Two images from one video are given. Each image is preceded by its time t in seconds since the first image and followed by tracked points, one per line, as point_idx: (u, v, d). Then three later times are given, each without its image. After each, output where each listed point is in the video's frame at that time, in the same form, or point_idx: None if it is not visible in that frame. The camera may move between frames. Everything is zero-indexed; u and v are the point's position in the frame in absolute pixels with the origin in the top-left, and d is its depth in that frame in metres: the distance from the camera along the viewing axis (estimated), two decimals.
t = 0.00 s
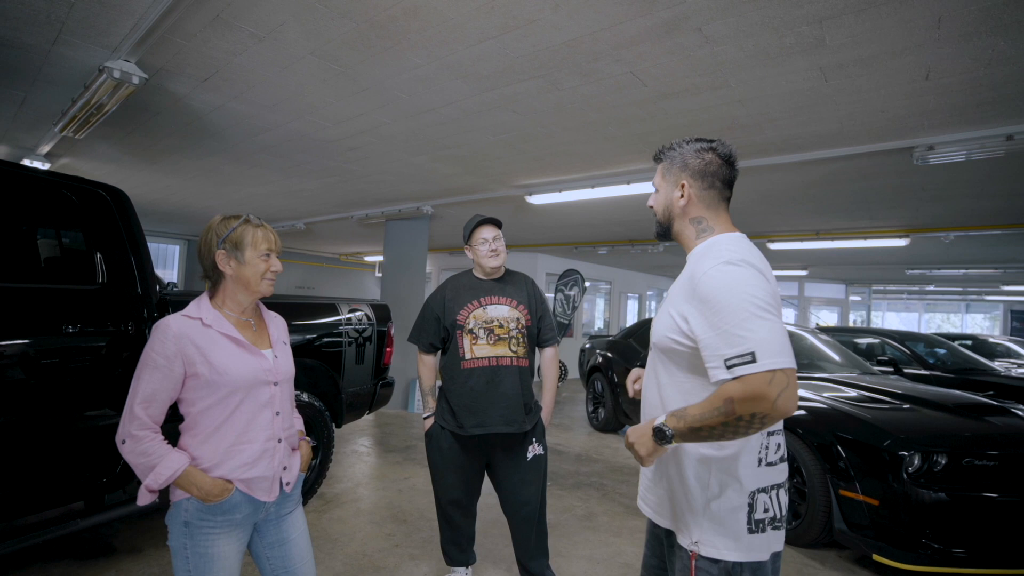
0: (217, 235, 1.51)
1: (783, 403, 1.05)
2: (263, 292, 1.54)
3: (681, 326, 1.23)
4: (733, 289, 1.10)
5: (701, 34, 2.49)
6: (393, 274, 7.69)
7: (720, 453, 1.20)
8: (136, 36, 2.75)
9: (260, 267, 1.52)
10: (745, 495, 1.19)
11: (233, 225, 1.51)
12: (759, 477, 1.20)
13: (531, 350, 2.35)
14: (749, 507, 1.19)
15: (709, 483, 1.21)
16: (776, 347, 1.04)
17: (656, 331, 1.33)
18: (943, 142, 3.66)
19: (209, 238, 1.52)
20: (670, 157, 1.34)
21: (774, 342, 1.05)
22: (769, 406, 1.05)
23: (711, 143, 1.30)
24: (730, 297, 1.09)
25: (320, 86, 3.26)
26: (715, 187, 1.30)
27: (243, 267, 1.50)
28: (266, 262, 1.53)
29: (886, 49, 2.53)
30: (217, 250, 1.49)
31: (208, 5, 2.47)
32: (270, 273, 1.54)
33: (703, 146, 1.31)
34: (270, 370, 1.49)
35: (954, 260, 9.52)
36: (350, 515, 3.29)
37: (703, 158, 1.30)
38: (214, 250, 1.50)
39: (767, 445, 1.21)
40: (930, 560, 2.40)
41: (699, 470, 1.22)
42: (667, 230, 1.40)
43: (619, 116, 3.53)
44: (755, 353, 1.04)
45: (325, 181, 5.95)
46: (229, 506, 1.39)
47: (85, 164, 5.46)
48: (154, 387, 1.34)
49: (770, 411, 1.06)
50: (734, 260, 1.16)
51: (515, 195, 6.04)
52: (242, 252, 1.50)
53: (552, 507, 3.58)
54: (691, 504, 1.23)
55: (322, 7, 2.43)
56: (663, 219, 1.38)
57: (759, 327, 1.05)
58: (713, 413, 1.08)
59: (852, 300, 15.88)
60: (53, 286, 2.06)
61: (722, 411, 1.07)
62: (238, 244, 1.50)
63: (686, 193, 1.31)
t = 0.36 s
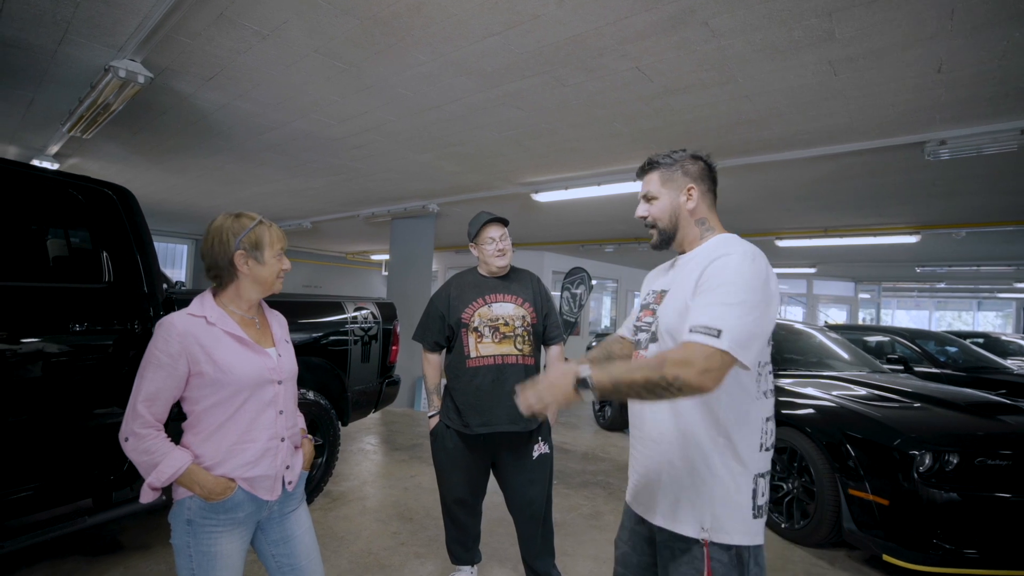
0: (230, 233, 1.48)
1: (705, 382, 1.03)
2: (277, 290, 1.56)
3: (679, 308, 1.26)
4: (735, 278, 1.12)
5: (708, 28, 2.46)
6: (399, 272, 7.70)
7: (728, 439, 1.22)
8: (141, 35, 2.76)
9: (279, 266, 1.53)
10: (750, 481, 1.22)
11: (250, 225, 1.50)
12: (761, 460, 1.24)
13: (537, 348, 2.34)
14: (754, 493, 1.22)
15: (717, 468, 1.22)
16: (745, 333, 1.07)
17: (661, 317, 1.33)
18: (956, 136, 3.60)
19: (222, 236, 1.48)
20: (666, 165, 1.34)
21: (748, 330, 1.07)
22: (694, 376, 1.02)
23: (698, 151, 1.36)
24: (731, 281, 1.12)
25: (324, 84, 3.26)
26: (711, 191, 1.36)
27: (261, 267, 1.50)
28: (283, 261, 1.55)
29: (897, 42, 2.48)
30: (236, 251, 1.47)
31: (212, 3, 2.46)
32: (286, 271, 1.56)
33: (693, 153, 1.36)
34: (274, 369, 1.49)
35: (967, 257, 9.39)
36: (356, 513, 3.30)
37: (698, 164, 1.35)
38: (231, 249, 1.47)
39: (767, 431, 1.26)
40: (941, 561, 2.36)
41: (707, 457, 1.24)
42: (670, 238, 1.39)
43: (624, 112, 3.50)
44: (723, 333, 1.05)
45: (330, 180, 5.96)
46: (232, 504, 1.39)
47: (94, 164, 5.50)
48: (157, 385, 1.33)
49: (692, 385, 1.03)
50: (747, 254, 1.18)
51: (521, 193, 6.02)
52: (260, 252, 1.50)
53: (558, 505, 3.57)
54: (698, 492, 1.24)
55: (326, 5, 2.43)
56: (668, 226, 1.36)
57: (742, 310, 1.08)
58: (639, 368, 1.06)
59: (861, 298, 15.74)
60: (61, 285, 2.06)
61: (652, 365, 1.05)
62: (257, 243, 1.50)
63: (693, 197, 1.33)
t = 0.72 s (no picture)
0: (241, 229, 1.47)
1: (676, 356, 1.09)
2: (283, 287, 1.57)
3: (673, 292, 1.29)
4: (727, 261, 1.15)
5: (718, 21, 2.42)
6: (406, 270, 7.70)
7: (732, 427, 1.22)
8: (149, 33, 2.76)
9: (285, 263, 1.54)
10: (755, 472, 1.21)
11: (258, 222, 1.50)
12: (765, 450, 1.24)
13: (544, 346, 2.32)
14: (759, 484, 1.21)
15: (726, 459, 1.21)
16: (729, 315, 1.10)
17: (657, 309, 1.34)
18: (972, 130, 3.53)
19: (230, 233, 1.46)
20: (651, 172, 1.32)
21: (732, 312, 1.10)
22: (675, 342, 1.08)
23: (678, 156, 1.36)
24: (721, 265, 1.15)
25: (331, 81, 3.26)
26: (695, 194, 1.36)
27: (269, 263, 1.50)
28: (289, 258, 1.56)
29: (911, 33, 2.43)
30: (244, 249, 1.46)
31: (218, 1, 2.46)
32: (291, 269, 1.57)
33: (674, 158, 1.35)
34: (284, 366, 1.49)
35: (982, 253, 9.24)
36: (364, 510, 3.31)
37: (680, 169, 1.34)
38: (240, 246, 1.46)
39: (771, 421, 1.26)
40: (956, 563, 2.32)
41: (711, 445, 1.23)
42: (661, 245, 1.37)
43: (632, 108, 3.46)
44: (709, 307, 1.09)
45: (338, 178, 5.97)
46: (247, 501, 1.39)
47: (104, 163, 5.55)
48: (169, 385, 1.32)
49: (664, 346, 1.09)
50: (741, 242, 1.21)
51: (528, 190, 6.00)
52: (269, 249, 1.50)
53: (566, 503, 3.56)
54: (703, 481, 1.22)
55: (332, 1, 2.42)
56: (659, 232, 1.33)
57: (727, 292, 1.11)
58: (655, 300, 1.11)
59: (873, 296, 15.56)
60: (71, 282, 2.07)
61: (660, 309, 1.10)
62: (266, 241, 1.49)
63: (680, 203, 1.32)
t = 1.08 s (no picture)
0: (241, 230, 1.47)
1: (694, 377, 1.06)
2: (287, 286, 1.56)
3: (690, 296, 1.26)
4: (740, 265, 1.11)
5: (725, 15, 2.39)
6: (413, 269, 7.71)
7: (758, 437, 1.19)
8: (155, 33, 2.78)
9: (288, 262, 1.53)
10: (783, 482, 1.18)
11: (261, 220, 1.50)
12: (795, 460, 1.20)
13: (549, 345, 2.30)
14: (788, 494, 1.18)
15: (749, 471, 1.19)
16: (746, 327, 1.06)
17: (677, 314, 1.32)
18: (987, 124, 3.47)
19: (233, 230, 1.47)
20: (674, 158, 1.31)
21: (748, 323, 1.06)
22: (686, 367, 1.05)
23: (710, 144, 1.32)
24: (733, 271, 1.11)
25: (336, 80, 3.26)
26: (723, 185, 1.32)
27: (272, 261, 1.50)
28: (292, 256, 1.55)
29: (924, 25, 2.38)
30: (247, 247, 1.46)
31: None
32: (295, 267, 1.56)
33: (704, 147, 1.32)
34: (288, 366, 1.49)
35: (996, 250, 9.08)
36: (370, 509, 3.31)
37: (708, 158, 1.31)
38: (242, 244, 1.46)
39: (803, 428, 1.21)
40: (971, 565, 2.27)
41: (737, 457, 1.21)
42: (679, 233, 1.35)
43: (639, 104, 3.43)
44: (720, 323, 1.06)
45: (344, 177, 5.98)
46: (249, 500, 1.38)
47: (114, 163, 5.61)
48: (172, 383, 1.32)
49: (680, 373, 1.07)
50: (758, 241, 1.16)
51: (535, 188, 5.97)
52: (272, 247, 1.49)
53: (573, 503, 3.54)
54: (728, 493, 1.21)
55: None
56: (675, 220, 1.32)
57: (742, 301, 1.07)
58: (643, 337, 1.08)
59: (884, 293, 15.37)
60: (80, 281, 2.09)
61: (653, 342, 1.07)
62: (268, 239, 1.49)
63: (701, 191, 1.29)
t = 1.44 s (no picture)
0: (242, 229, 1.46)
1: (728, 387, 1.05)
2: (291, 284, 1.56)
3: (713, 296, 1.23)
4: (765, 265, 1.08)
5: (732, 8, 2.36)
6: (419, 267, 7.72)
7: (776, 444, 1.17)
8: (161, 32, 2.78)
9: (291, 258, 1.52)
10: (801, 489, 1.16)
11: (263, 217, 1.50)
12: (812, 466, 1.17)
13: (554, 342, 2.29)
14: (805, 501, 1.16)
15: (765, 479, 1.17)
16: (778, 331, 1.03)
17: (696, 313, 1.30)
18: (1001, 118, 3.40)
19: (237, 228, 1.46)
20: (691, 148, 1.31)
21: (779, 327, 1.03)
22: (718, 378, 1.04)
23: (732, 131, 1.29)
24: (758, 272, 1.08)
25: (340, 77, 3.25)
26: (743, 174, 1.28)
27: (276, 258, 1.49)
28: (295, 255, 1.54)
29: (935, 17, 2.34)
30: (250, 245, 1.46)
31: None
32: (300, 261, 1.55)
33: (725, 134, 1.29)
34: (289, 364, 1.48)
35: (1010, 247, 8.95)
36: (376, 506, 3.32)
37: (727, 146, 1.28)
38: (247, 242, 1.46)
39: (824, 433, 1.19)
40: (983, 567, 2.23)
41: (753, 464, 1.19)
42: (698, 223, 1.35)
43: (645, 100, 3.40)
44: (750, 329, 1.03)
45: (350, 175, 5.99)
46: (248, 498, 1.38)
47: (122, 162, 5.65)
48: (172, 380, 1.33)
49: (714, 385, 1.06)
50: (780, 238, 1.13)
51: (540, 186, 5.95)
52: (276, 245, 1.49)
53: (578, 501, 3.53)
54: (744, 502, 1.19)
55: None
56: (691, 211, 1.33)
57: (771, 305, 1.04)
58: (670, 350, 1.09)
59: (894, 292, 15.21)
60: (87, 279, 2.10)
61: (680, 355, 1.07)
62: (271, 235, 1.49)
63: (716, 182, 1.28)
